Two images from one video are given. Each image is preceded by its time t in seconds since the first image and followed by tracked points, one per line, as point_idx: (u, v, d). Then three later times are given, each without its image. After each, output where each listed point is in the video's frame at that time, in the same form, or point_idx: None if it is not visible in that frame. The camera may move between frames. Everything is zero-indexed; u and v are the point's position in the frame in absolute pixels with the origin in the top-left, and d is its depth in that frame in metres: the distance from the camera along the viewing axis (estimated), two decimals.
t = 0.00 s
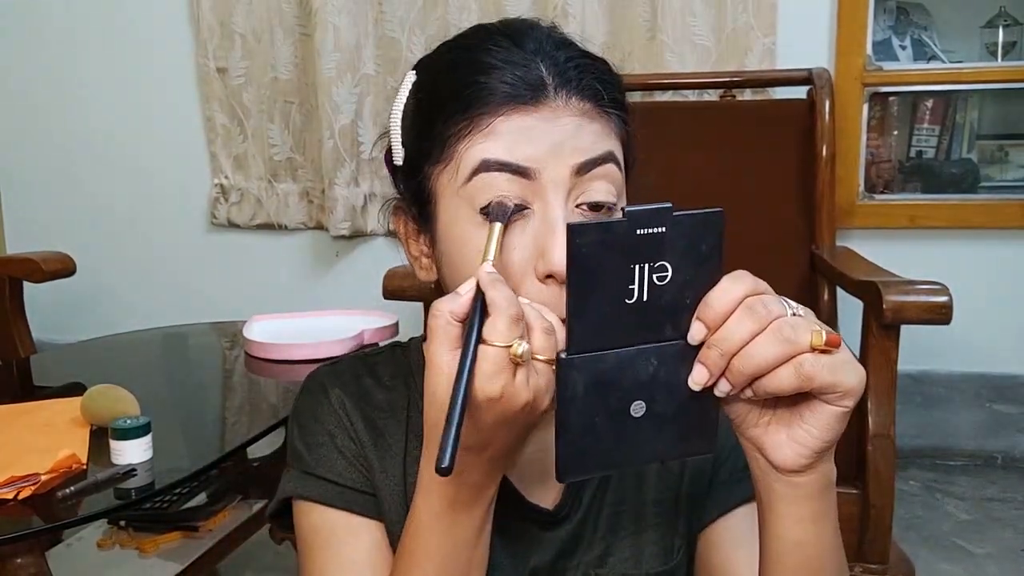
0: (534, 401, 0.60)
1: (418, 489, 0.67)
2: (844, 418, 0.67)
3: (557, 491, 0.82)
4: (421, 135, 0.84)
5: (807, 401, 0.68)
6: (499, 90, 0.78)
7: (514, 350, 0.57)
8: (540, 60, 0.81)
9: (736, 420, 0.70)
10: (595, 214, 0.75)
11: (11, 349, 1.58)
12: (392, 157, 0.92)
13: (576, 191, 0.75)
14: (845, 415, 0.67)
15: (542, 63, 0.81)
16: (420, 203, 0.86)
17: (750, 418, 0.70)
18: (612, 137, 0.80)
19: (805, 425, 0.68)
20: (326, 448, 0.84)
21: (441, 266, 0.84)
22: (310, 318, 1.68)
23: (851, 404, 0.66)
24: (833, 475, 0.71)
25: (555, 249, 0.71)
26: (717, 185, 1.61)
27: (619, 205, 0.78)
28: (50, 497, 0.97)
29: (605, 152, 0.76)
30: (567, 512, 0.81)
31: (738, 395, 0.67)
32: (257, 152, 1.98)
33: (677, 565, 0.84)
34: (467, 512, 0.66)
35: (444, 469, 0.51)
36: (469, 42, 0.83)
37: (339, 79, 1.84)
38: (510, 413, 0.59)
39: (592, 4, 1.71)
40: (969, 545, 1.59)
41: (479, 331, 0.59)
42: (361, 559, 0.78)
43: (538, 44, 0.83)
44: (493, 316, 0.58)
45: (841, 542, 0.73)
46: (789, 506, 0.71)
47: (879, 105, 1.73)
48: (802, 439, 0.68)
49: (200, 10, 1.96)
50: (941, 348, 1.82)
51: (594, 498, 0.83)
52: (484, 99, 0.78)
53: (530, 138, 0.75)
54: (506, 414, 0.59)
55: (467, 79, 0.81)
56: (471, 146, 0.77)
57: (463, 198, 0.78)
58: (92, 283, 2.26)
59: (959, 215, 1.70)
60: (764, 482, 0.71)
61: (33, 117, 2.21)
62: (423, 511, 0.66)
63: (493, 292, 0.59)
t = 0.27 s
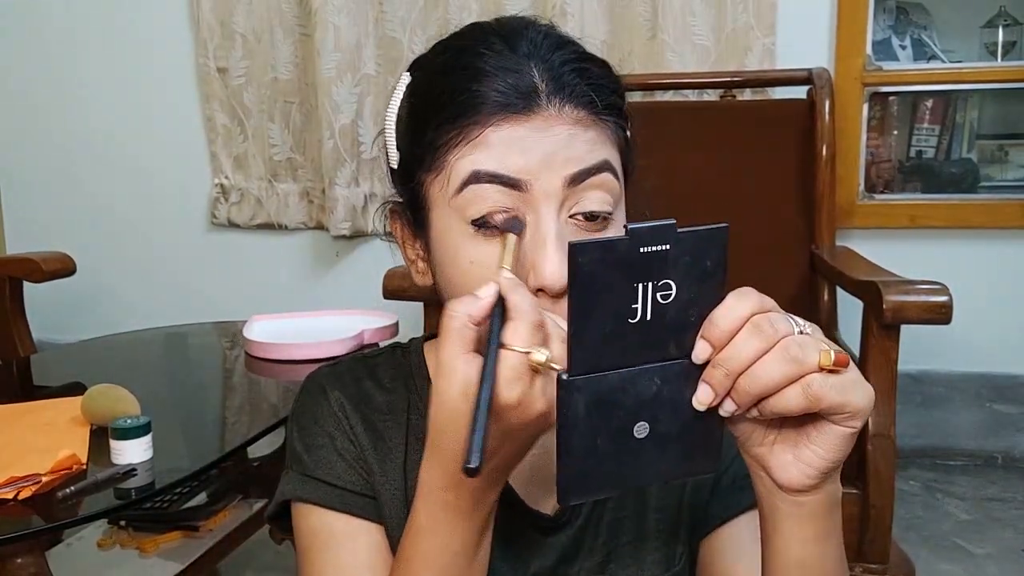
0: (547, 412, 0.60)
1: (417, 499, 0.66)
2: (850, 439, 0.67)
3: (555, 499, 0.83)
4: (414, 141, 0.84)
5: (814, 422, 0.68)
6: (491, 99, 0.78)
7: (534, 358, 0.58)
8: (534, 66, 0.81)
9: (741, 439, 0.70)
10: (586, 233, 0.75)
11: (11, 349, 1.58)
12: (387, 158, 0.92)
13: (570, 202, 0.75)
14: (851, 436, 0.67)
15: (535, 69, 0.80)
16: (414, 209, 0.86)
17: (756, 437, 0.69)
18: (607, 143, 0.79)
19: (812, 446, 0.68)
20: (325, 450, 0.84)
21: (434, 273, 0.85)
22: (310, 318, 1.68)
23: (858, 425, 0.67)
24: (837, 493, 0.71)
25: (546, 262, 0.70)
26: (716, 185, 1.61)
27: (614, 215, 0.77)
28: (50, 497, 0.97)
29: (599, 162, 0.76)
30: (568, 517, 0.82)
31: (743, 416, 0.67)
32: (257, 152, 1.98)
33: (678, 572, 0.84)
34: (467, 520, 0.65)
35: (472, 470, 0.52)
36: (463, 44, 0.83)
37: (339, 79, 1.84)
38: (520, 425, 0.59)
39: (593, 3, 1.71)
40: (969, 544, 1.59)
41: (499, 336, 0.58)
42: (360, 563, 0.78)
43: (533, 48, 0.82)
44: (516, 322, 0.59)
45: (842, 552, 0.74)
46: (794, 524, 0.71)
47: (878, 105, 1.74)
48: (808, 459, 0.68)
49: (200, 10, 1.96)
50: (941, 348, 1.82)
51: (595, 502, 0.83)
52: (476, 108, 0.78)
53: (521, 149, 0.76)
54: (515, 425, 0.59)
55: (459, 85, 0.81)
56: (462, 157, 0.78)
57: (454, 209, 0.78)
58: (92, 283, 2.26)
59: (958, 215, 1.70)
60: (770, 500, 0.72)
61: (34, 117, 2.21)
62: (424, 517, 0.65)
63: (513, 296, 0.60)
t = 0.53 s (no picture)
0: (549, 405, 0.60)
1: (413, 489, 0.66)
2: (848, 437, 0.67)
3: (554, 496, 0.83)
4: (409, 146, 0.84)
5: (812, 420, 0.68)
6: (483, 103, 0.78)
7: (541, 347, 0.58)
8: (526, 68, 0.80)
9: (739, 437, 0.70)
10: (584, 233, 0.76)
11: (11, 349, 1.58)
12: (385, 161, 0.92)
13: (565, 204, 0.75)
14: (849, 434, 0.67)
15: (527, 72, 0.80)
16: (410, 212, 0.87)
17: (753, 435, 0.70)
18: (600, 147, 0.79)
19: (809, 443, 0.68)
20: (327, 447, 0.84)
21: (432, 276, 0.85)
22: (310, 318, 1.68)
23: (855, 423, 0.67)
24: (834, 493, 0.71)
25: (541, 264, 0.72)
26: (716, 184, 1.61)
27: (610, 215, 0.78)
28: (50, 497, 0.97)
29: (593, 165, 0.76)
30: (566, 517, 0.82)
31: (741, 414, 0.67)
32: (256, 152, 1.98)
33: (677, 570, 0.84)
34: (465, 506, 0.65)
35: (491, 442, 0.49)
36: (456, 46, 0.83)
37: (339, 79, 1.84)
38: (527, 411, 0.61)
39: (592, 3, 1.71)
40: (969, 545, 1.59)
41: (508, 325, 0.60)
42: (358, 557, 0.78)
43: (526, 49, 0.82)
44: (526, 311, 0.60)
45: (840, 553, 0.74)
46: (792, 522, 0.71)
47: (878, 105, 1.74)
48: (805, 457, 0.68)
49: (198, 10, 1.96)
50: (941, 348, 1.82)
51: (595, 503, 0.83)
52: (468, 113, 0.78)
53: (513, 154, 0.76)
54: (520, 412, 0.60)
55: (452, 90, 0.80)
56: (456, 161, 0.78)
57: (449, 213, 0.78)
58: (92, 284, 2.26)
59: (958, 215, 1.70)
60: (767, 498, 0.72)
61: (34, 117, 2.21)
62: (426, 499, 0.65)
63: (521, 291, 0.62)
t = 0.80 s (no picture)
0: (532, 384, 0.58)
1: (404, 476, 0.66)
2: (840, 432, 0.67)
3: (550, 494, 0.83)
4: (406, 147, 0.84)
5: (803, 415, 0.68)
6: (477, 103, 0.78)
7: (518, 327, 0.56)
8: (520, 68, 0.80)
9: (732, 433, 0.70)
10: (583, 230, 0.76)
11: (11, 349, 1.58)
12: (382, 162, 0.92)
13: (559, 202, 0.75)
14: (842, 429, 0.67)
15: (520, 72, 0.80)
16: (408, 211, 0.87)
17: (747, 432, 0.70)
18: (594, 146, 0.79)
19: (802, 439, 0.68)
20: (328, 442, 0.84)
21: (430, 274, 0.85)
22: (310, 318, 1.68)
23: (847, 418, 0.66)
24: (828, 488, 0.71)
25: (536, 263, 0.72)
26: (716, 184, 1.61)
27: (605, 213, 0.78)
28: (50, 497, 0.97)
29: (587, 163, 0.76)
30: (563, 513, 0.81)
31: (735, 410, 0.68)
32: (255, 152, 1.98)
33: (675, 566, 0.84)
34: (456, 496, 0.65)
35: (455, 415, 0.47)
36: (450, 47, 0.83)
37: (339, 79, 1.84)
38: (506, 397, 0.58)
39: (592, 3, 1.71)
40: (968, 545, 1.59)
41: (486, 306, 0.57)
42: (357, 551, 0.78)
43: (519, 49, 0.82)
44: (503, 291, 0.57)
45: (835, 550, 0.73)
46: (785, 518, 0.71)
47: (879, 105, 1.74)
48: (798, 453, 0.68)
49: (196, 10, 1.95)
50: (941, 348, 1.82)
51: (593, 499, 0.83)
52: (462, 113, 0.78)
53: (507, 153, 0.76)
54: (499, 397, 0.58)
55: (447, 91, 0.80)
56: (451, 161, 0.78)
57: (445, 213, 0.78)
58: (92, 284, 2.26)
59: (958, 215, 1.70)
60: (760, 494, 0.72)
61: (33, 116, 2.21)
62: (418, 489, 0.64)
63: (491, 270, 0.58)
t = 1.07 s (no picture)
0: (535, 381, 0.58)
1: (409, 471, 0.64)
2: (840, 435, 0.67)
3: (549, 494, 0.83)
4: (404, 148, 0.84)
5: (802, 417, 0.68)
6: (475, 104, 0.78)
7: (525, 323, 0.57)
8: (517, 69, 0.80)
9: (731, 436, 0.70)
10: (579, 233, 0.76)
11: (11, 349, 1.58)
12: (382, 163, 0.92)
13: (557, 204, 0.75)
14: (841, 432, 0.67)
15: (518, 74, 0.80)
16: (406, 212, 0.87)
17: (747, 433, 0.70)
18: (592, 147, 0.79)
19: (801, 442, 0.68)
20: (328, 442, 0.84)
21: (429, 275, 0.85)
22: (310, 318, 1.68)
23: (847, 421, 0.67)
24: (828, 490, 0.71)
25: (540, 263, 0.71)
26: (716, 184, 1.61)
27: (603, 214, 0.78)
28: (50, 497, 0.97)
29: (585, 164, 0.76)
30: (562, 514, 0.82)
31: (734, 413, 0.68)
32: (255, 152, 1.98)
33: (676, 565, 0.84)
34: (459, 491, 0.64)
35: (461, 405, 0.53)
36: (448, 47, 0.83)
37: (339, 79, 1.84)
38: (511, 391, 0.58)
39: (592, 3, 1.71)
40: (969, 545, 1.59)
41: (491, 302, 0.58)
42: (357, 549, 0.77)
43: (517, 50, 0.82)
44: (509, 288, 0.58)
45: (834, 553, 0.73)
46: (784, 521, 0.71)
47: (879, 105, 1.74)
48: (798, 456, 0.68)
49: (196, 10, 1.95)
50: (941, 348, 1.82)
51: (593, 500, 0.83)
52: (460, 114, 0.78)
53: (504, 155, 0.76)
54: (505, 391, 0.58)
55: (445, 91, 0.80)
56: (448, 162, 0.78)
57: (442, 215, 0.78)
58: (92, 284, 2.26)
59: (958, 215, 1.70)
60: (760, 497, 0.72)
61: (33, 116, 2.20)
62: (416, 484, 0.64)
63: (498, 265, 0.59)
